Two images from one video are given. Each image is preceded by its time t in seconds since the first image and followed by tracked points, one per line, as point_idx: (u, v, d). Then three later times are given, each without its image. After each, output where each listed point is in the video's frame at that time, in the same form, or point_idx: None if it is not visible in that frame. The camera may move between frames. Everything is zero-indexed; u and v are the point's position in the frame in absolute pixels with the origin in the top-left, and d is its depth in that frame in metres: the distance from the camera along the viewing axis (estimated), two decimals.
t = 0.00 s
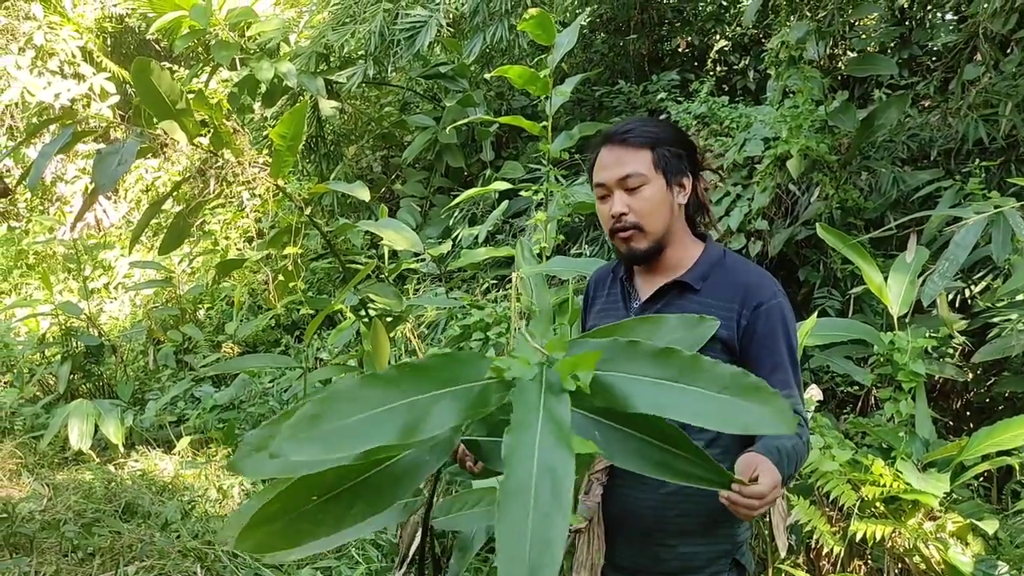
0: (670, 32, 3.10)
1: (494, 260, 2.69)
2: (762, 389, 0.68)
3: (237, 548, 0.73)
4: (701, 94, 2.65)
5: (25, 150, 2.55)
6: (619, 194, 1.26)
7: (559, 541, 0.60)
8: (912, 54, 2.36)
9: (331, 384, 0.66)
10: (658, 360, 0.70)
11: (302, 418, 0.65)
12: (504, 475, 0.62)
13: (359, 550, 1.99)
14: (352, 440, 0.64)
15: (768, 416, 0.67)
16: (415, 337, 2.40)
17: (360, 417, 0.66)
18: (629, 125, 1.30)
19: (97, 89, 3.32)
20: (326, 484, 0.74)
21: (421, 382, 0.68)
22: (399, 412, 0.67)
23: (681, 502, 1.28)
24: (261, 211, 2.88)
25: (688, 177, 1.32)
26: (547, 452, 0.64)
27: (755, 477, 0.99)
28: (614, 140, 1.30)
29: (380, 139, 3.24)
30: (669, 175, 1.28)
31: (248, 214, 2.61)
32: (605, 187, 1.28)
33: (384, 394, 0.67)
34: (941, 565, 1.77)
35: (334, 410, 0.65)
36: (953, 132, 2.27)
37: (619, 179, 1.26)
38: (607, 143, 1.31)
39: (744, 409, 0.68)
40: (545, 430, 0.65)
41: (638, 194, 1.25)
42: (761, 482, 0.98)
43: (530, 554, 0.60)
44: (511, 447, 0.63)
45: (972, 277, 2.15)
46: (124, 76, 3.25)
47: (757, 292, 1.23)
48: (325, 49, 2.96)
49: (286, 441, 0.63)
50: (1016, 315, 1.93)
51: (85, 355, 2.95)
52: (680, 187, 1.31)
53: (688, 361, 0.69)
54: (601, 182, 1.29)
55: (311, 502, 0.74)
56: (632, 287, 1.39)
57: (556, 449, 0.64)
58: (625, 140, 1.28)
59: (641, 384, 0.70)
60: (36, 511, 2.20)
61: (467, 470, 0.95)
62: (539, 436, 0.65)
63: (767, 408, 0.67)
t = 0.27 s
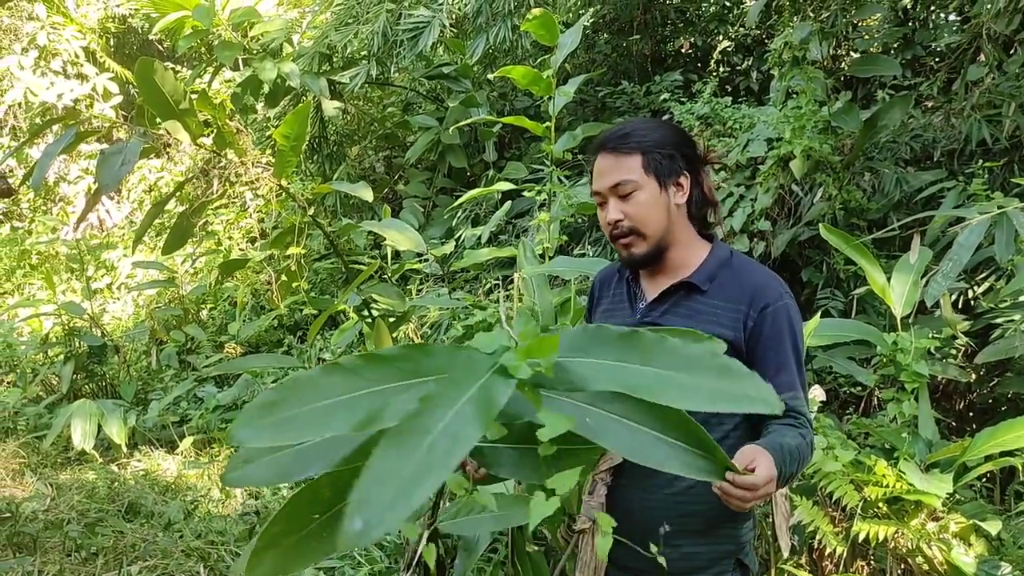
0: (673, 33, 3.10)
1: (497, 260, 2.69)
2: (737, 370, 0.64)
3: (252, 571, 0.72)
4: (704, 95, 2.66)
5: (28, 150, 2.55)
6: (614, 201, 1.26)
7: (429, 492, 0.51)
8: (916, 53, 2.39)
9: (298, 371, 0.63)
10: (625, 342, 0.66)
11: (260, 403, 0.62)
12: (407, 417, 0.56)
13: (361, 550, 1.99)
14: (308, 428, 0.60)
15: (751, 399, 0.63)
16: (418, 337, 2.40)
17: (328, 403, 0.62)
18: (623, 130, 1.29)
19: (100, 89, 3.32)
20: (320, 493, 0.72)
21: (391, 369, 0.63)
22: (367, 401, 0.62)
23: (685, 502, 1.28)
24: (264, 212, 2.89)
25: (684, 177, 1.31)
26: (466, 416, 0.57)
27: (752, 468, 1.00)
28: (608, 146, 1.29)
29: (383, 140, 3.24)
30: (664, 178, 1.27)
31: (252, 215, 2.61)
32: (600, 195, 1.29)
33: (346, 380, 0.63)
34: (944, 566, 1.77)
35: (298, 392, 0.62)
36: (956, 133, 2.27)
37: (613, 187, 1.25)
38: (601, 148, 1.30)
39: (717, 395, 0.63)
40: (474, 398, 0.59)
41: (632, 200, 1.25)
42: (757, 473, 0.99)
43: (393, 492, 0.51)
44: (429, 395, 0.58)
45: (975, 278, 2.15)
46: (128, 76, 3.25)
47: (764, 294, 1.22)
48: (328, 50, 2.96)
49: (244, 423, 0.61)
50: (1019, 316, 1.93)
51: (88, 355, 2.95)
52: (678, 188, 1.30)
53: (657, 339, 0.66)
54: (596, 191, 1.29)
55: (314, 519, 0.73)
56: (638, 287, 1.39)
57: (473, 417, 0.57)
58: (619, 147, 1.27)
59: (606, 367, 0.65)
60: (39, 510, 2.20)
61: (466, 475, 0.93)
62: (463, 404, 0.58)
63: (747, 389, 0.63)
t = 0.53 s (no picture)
0: (677, 32, 3.10)
1: (500, 260, 2.69)
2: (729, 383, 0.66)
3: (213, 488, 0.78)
4: (708, 94, 2.66)
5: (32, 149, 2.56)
6: (612, 203, 1.27)
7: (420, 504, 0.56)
8: (920, 53, 2.38)
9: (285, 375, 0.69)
10: (617, 356, 0.69)
11: (247, 402, 0.67)
12: (388, 437, 0.61)
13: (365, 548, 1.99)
14: (297, 426, 0.66)
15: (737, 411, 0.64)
16: (422, 336, 2.40)
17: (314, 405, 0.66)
18: (621, 131, 1.29)
19: (104, 89, 3.33)
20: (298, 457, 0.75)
21: (381, 376, 0.68)
22: (353, 404, 0.67)
23: (690, 501, 1.28)
24: (268, 211, 2.89)
25: (686, 176, 1.30)
26: (452, 430, 0.62)
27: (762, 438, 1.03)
28: (607, 147, 1.30)
29: (387, 139, 3.25)
30: (663, 179, 1.27)
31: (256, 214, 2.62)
32: (599, 197, 1.30)
33: (335, 386, 0.67)
34: (948, 566, 1.77)
35: (282, 394, 0.67)
36: (961, 132, 2.27)
37: (610, 189, 1.27)
38: (601, 149, 1.31)
39: (703, 410, 0.65)
40: (460, 412, 0.64)
41: (630, 201, 1.25)
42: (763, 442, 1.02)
43: (379, 510, 0.56)
44: (413, 412, 0.62)
45: (980, 277, 2.15)
46: (132, 76, 3.26)
47: (772, 293, 1.23)
48: (331, 49, 2.97)
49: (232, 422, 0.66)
50: None
51: (92, 354, 2.96)
52: (679, 187, 1.29)
53: (644, 354, 0.68)
54: (597, 193, 1.31)
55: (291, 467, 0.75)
56: (643, 285, 1.38)
57: (458, 431, 0.62)
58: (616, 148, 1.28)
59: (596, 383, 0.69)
60: (44, 509, 2.21)
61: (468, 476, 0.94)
62: (449, 417, 0.63)
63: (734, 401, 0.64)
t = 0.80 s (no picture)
0: (680, 30, 3.10)
1: (504, 258, 2.69)
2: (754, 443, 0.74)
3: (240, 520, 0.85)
4: (712, 92, 2.66)
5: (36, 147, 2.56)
6: (637, 189, 1.26)
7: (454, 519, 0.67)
8: (925, 51, 2.37)
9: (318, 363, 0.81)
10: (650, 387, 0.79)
11: (279, 386, 0.79)
12: (425, 452, 0.71)
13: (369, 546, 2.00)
14: (315, 416, 0.78)
15: (752, 471, 0.73)
16: (426, 334, 2.40)
17: (342, 395, 0.79)
18: (646, 122, 1.30)
19: (108, 87, 3.33)
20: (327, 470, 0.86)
21: (406, 370, 0.81)
22: (377, 397, 0.79)
23: (694, 499, 1.28)
24: (272, 209, 2.89)
25: (704, 173, 1.32)
26: (483, 442, 0.73)
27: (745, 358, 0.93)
28: (630, 137, 1.29)
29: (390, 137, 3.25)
30: (687, 173, 1.28)
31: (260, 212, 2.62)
32: (622, 183, 1.28)
33: (361, 375, 0.80)
34: (953, 564, 1.77)
35: (311, 382, 0.80)
36: (966, 130, 2.26)
37: (636, 175, 1.25)
38: (623, 139, 1.30)
39: (727, 461, 0.74)
40: (490, 423, 0.74)
41: (657, 188, 1.25)
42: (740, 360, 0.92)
43: (414, 525, 0.67)
44: (445, 426, 0.73)
45: (984, 276, 2.14)
46: (136, 74, 3.26)
47: (777, 285, 1.22)
48: (335, 47, 2.97)
49: (260, 405, 0.79)
50: None
51: (97, 352, 2.96)
52: (697, 182, 1.31)
53: (677, 395, 0.77)
54: (618, 178, 1.28)
55: (311, 482, 0.87)
56: (649, 284, 1.38)
57: (490, 443, 0.72)
58: (643, 137, 1.28)
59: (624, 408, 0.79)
60: (49, 506, 2.21)
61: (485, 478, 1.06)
62: (480, 429, 0.73)
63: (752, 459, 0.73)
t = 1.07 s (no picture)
0: (684, 27, 3.10)
1: (507, 255, 2.69)
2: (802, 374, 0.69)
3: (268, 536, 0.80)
4: (716, 89, 2.65)
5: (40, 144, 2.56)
6: (661, 176, 1.26)
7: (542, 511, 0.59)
8: (930, 48, 2.37)
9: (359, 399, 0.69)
10: (688, 348, 0.72)
11: (326, 431, 0.67)
12: (495, 448, 0.63)
13: (373, 543, 2.00)
14: (379, 443, 0.67)
15: (808, 398, 0.67)
16: (429, 332, 2.41)
17: (389, 425, 0.68)
18: (672, 115, 1.31)
19: (112, 84, 3.33)
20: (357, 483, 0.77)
21: (449, 385, 0.72)
22: (430, 418, 0.69)
23: (693, 494, 1.29)
24: (275, 207, 2.89)
25: (720, 175, 1.34)
26: (551, 434, 0.64)
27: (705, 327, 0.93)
28: (657, 125, 1.30)
29: (394, 135, 3.25)
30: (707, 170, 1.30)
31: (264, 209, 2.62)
32: (646, 168, 1.27)
33: (406, 401, 0.69)
34: (957, 562, 1.76)
35: (360, 416, 0.68)
36: (970, 127, 2.26)
37: (664, 161, 1.26)
38: (648, 128, 1.31)
39: (782, 396, 0.67)
40: (552, 412, 0.66)
41: (683, 178, 1.25)
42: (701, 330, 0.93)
43: (502, 522, 0.59)
44: (512, 419, 0.65)
45: (989, 273, 2.14)
46: (140, 72, 3.26)
47: (775, 278, 1.22)
48: (339, 45, 2.97)
49: (312, 452, 0.66)
50: None
51: (101, 349, 2.97)
52: (713, 182, 1.33)
53: (718, 347, 0.71)
54: (641, 164, 1.28)
55: (343, 494, 0.78)
56: (652, 281, 1.39)
57: (559, 437, 0.64)
58: (671, 127, 1.28)
59: (668, 373, 0.71)
60: (53, 503, 2.22)
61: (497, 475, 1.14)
62: (545, 421, 0.65)
63: (803, 387, 0.68)
